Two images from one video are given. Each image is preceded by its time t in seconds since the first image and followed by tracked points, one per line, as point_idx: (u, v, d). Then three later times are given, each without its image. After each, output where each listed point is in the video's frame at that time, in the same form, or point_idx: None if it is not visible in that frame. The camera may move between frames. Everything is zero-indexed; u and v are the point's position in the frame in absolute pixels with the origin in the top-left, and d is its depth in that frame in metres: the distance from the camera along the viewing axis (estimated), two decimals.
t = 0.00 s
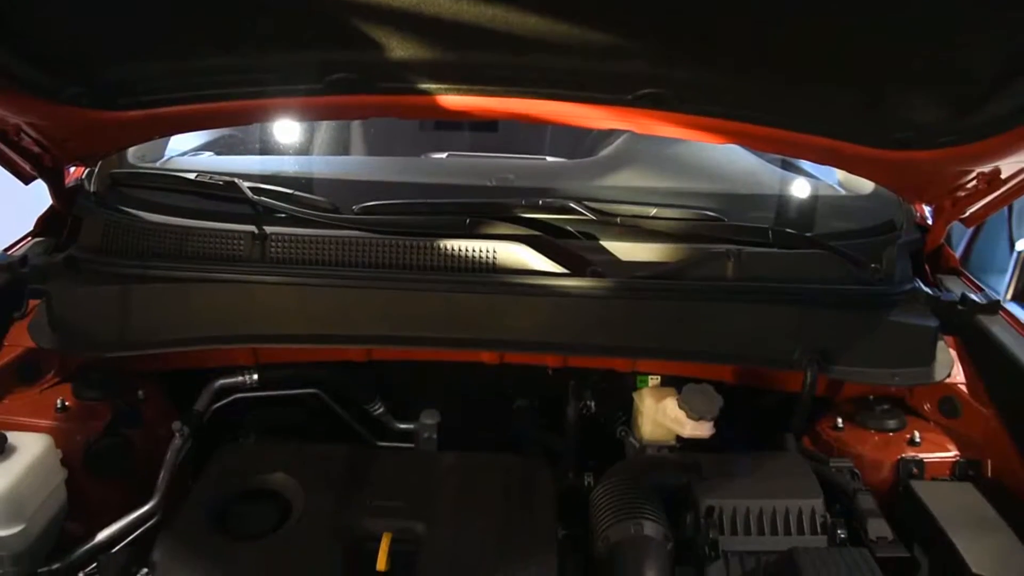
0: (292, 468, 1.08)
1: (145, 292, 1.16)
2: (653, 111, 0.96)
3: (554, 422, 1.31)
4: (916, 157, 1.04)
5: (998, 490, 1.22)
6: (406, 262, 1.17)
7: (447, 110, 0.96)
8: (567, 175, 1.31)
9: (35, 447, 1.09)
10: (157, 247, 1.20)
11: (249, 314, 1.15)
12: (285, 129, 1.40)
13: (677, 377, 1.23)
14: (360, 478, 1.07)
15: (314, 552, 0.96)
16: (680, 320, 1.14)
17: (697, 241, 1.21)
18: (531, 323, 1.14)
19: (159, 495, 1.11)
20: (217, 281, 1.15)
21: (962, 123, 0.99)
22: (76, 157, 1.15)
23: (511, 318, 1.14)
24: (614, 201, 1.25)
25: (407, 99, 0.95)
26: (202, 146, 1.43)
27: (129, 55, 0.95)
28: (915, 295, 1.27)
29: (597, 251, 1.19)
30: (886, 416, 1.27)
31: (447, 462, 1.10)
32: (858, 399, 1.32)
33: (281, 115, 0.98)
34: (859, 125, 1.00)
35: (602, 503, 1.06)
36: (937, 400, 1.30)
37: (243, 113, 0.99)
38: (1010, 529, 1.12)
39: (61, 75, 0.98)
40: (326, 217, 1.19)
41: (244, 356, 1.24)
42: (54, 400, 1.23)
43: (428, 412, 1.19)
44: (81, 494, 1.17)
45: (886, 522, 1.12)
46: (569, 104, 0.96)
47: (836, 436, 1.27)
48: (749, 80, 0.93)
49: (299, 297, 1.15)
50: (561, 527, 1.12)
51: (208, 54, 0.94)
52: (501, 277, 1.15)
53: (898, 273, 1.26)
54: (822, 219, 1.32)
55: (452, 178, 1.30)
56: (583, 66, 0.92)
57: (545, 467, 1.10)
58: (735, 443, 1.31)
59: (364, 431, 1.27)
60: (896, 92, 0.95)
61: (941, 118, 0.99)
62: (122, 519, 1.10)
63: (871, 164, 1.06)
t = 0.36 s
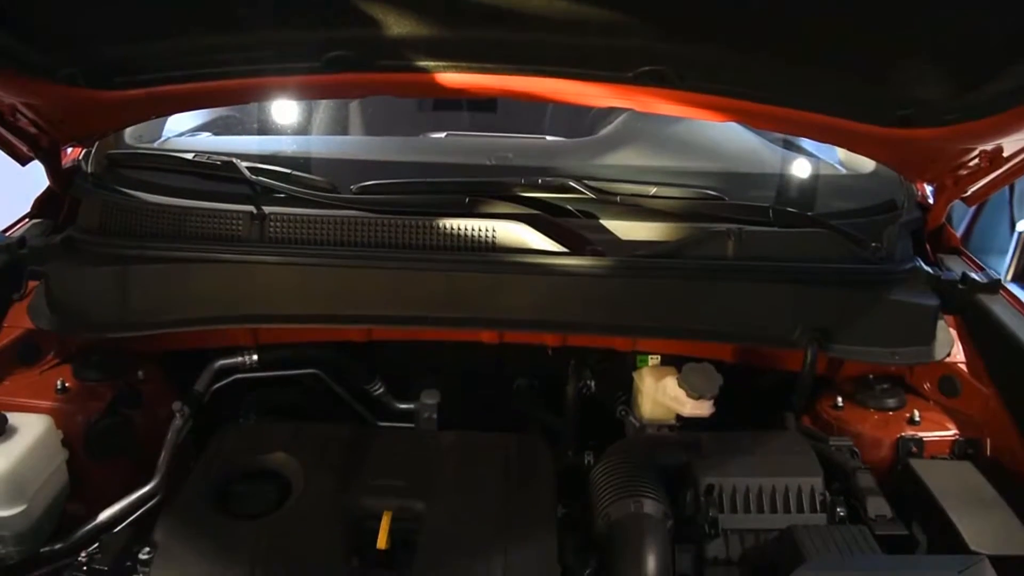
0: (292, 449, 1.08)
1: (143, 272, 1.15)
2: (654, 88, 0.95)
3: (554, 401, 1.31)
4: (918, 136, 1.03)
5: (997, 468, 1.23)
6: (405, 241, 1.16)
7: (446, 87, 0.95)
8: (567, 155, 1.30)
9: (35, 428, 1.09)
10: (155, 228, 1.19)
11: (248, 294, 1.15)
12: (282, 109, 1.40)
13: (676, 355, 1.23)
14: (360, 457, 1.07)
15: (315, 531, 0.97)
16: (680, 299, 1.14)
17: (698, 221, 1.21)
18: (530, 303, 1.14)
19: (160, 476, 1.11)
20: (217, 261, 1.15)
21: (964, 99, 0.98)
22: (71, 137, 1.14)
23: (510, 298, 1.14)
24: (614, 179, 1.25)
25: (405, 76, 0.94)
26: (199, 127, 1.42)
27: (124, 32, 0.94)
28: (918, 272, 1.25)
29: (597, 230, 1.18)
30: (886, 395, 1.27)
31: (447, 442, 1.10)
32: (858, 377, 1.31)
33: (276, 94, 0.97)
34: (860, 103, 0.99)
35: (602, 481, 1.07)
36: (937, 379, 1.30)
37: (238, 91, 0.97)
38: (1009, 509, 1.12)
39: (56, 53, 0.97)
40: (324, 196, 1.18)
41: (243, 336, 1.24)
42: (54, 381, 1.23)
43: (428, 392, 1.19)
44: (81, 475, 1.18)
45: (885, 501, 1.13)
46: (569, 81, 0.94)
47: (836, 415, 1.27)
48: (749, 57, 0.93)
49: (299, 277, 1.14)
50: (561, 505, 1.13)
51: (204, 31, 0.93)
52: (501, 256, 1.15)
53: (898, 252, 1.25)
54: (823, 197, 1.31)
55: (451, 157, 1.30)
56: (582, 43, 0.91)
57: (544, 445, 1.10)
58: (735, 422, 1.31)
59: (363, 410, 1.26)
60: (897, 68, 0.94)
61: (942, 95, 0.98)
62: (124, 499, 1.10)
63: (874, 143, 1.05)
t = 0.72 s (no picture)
0: (292, 427, 1.08)
1: (141, 251, 1.15)
2: (653, 64, 0.94)
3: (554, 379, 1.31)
4: (921, 112, 1.02)
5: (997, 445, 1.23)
6: (404, 219, 1.16)
7: (443, 64, 0.94)
8: (567, 132, 1.29)
9: (35, 407, 1.09)
10: (152, 206, 1.18)
11: (247, 272, 1.14)
12: (280, 87, 1.38)
13: (677, 333, 1.22)
14: (361, 435, 1.07)
15: (316, 508, 0.97)
16: (680, 277, 1.14)
17: (698, 197, 1.20)
18: (530, 281, 1.13)
19: (162, 455, 1.11)
20: (215, 239, 1.14)
21: (967, 75, 0.97)
22: (67, 115, 1.13)
23: (510, 276, 1.13)
24: (613, 156, 1.25)
25: (403, 53, 0.93)
26: (197, 105, 1.41)
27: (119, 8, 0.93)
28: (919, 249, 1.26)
29: (597, 207, 1.18)
30: (886, 372, 1.27)
31: (447, 419, 1.10)
32: (858, 355, 1.31)
33: (275, 71, 0.96)
34: (863, 78, 0.98)
35: (602, 458, 1.07)
36: (937, 357, 1.30)
37: (236, 68, 0.96)
38: (1009, 484, 1.12)
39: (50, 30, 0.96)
40: (322, 174, 1.18)
41: (242, 315, 1.23)
42: (54, 360, 1.22)
43: (428, 370, 1.19)
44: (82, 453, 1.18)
45: (884, 477, 1.13)
46: (566, 56, 0.94)
47: (836, 394, 1.26)
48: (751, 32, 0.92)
49: (297, 255, 1.14)
50: (561, 482, 1.13)
51: (200, 7, 0.92)
52: (501, 233, 1.14)
53: (900, 229, 1.25)
54: (824, 174, 1.31)
55: (450, 134, 1.29)
56: (582, 18, 0.90)
57: (544, 423, 1.10)
58: (735, 399, 1.31)
59: (361, 387, 1.27)
60: (900, 42, 0.93)
61: (946, 70, 0.97)
62: (125, 478, 1.10)
63: (877, 119, 1.04)
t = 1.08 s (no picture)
0: (292, 406, 1.08)
1: (138, 231, 1.14)
2: (653, 40, 0.93)
3: (554, 357, 1.31)
4: (924, 87, 1.02)
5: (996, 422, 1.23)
6: (402, 197, 1.15)
7: (441, 40, 0.93)
8: (566, 109, 1.29)
9: (35, 387, 1.09)
10: (149, 185, 1.18)
11: (245, 251, 1.14)
12: (276, 65, 1.37)
13: (677, 311, 1.22)
14: (361, 413, 1.07)
15: (317, 486, 0.97)
16: (680, 254, 1.13)
17: (697, 174, 1.20)
18: (529, 258, 1.13)
19: (161, 434, 1.11)
20: (212, 218, 1.14)
21: (971, 50, 0.96)
22: (62, 95, 1.12)
23: (509, 253, 1.13)
24: (613, 133, 1.24)
25: (402, 29, 0.92)
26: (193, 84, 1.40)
27: None
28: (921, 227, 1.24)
29: (597, 184, 1.17)
30: (886, 350, 1.26)
31: (446, 397, 1.10)
32: (858, 332, 1.31)
33: (272, 49, 0.95)
34: (865, 53, 0.97)
35: (602, 436, 1.07)
36: (937, 334, 1.29)
37: (232, 46, 0.95)
38: (1007, 462, 1.12)
39: (43, 8, 0.95)
40: (320, 152, 1.17)
41: (240, 295, 1.22)
42: (53, 341, 1.22)
43: (428, 349, 1.18)
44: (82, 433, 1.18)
45: (883, 454, 1.13)
46: (566, 32, 0.93)
47: (835, 370, 1.26)
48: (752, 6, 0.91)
49: (296, 233, 1.13)
50: (561, 459, 1.13)
51: None
52: (499, 211, 1.13)
53: (901, 207, 1.22)
54: (824, 151, 1.30)
55: (448, 112, 1.28)
56: None
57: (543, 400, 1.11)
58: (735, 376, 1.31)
59: (360, 367, 1.25)
60: (903, 17, 0.92)
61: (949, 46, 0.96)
62: (125, 458, 1.11)
63: (879, 95, 1.03)
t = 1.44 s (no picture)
0: (292, 386, 1.08)
1: (136, 212, 1.14)
2: (654, 19, 0.92)
3: (554, 338, 1.31)
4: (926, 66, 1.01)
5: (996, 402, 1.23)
6: (401, 177, 1.14)
7: (439, 18, 0.91)
8: (566, 89, 1.28)
9: (35, 369, 1.09)
10: (147, 166, 1.17)
11: (244, 231, 1.14)
12: (275, 46, 1.36)
13: (677, 291, 1.22)
14: (361, 394, 1.07)
15: (317, 466, 0.97)
16: (680, 234, 1.13)
17: (698, 154, 1.19)
18: (529, 238, 1.12)
19: (162, 416, 1.11)
20: (210, 199, 1.13)
21: (973, 28, 0.95)
22: (59, 75, 1.11)
23: (509, 233, 1.12)
24: (613, 113, 1.23)
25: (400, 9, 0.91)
26: (190, 65, 1.39)
27: None
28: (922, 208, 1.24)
29: (596, 164, 1.16)
30: (886, 330, 1.26)
31: (446, 378, 1.10)
32: (858, 313, 1.30)
33: (270, 27, 0.94)
34: (866, 31, 0.97)
35: (602, 416, 1.07)
36: (938, 315, 1.29)
37: (230, 24, 0.95)
38: (1006, 441, 1.12)
39: None
40: (319, 132, 1.16)
41: (240, 276, 1.23)
42: (52, 322, 1.22)
43: (428, 330, 1.18)
44: (83, 414, 1.18)
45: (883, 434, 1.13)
46: (566, 11, 0.91)
47: (835, 350, 1.26)
48: None
49: (295, 214, 1.13)
50: (561, 440, 1.13)
51: None
52: (498, 190, 1.13)
53: (902, 186, 1.22)
54: (826, 131, 1.29)
55: (447, 92, 1.28)
56: None
57: (544, 380, 1.11)
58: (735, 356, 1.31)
59: (360, 348, 1.25)
60: None
61: (951, 23, 0.95)
62: (126, 438, 1.11)
63: (881, 74, 1.02)
